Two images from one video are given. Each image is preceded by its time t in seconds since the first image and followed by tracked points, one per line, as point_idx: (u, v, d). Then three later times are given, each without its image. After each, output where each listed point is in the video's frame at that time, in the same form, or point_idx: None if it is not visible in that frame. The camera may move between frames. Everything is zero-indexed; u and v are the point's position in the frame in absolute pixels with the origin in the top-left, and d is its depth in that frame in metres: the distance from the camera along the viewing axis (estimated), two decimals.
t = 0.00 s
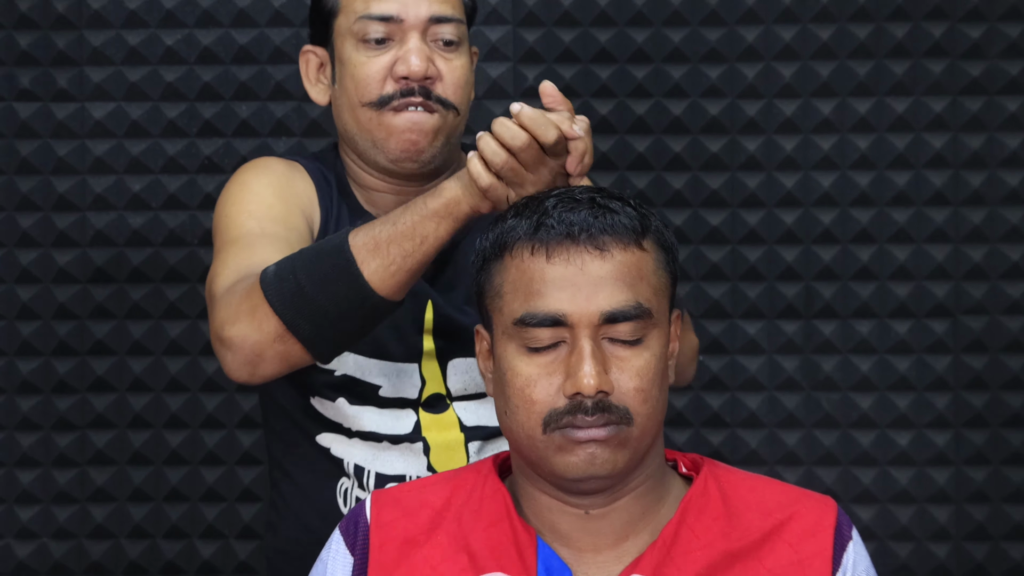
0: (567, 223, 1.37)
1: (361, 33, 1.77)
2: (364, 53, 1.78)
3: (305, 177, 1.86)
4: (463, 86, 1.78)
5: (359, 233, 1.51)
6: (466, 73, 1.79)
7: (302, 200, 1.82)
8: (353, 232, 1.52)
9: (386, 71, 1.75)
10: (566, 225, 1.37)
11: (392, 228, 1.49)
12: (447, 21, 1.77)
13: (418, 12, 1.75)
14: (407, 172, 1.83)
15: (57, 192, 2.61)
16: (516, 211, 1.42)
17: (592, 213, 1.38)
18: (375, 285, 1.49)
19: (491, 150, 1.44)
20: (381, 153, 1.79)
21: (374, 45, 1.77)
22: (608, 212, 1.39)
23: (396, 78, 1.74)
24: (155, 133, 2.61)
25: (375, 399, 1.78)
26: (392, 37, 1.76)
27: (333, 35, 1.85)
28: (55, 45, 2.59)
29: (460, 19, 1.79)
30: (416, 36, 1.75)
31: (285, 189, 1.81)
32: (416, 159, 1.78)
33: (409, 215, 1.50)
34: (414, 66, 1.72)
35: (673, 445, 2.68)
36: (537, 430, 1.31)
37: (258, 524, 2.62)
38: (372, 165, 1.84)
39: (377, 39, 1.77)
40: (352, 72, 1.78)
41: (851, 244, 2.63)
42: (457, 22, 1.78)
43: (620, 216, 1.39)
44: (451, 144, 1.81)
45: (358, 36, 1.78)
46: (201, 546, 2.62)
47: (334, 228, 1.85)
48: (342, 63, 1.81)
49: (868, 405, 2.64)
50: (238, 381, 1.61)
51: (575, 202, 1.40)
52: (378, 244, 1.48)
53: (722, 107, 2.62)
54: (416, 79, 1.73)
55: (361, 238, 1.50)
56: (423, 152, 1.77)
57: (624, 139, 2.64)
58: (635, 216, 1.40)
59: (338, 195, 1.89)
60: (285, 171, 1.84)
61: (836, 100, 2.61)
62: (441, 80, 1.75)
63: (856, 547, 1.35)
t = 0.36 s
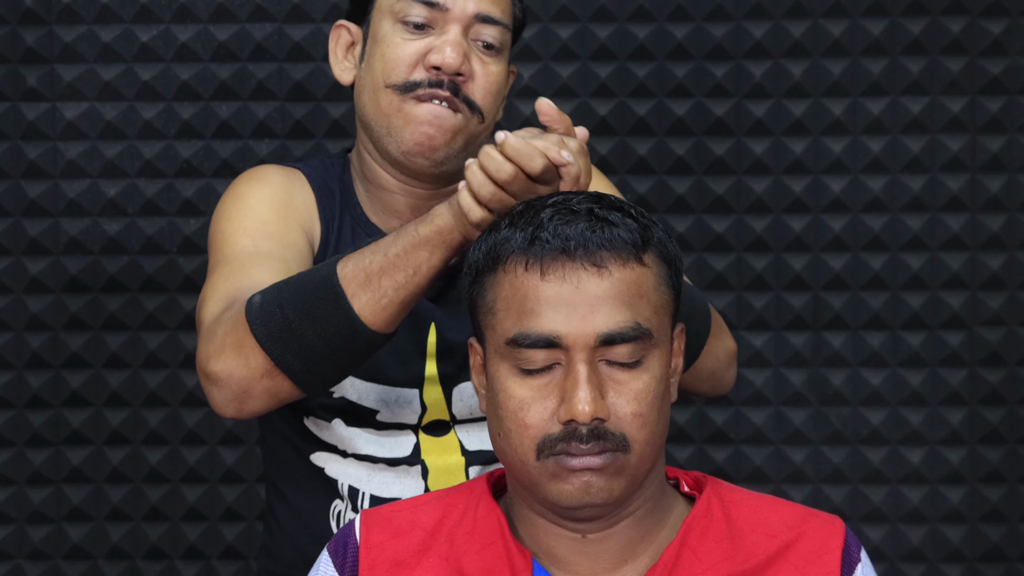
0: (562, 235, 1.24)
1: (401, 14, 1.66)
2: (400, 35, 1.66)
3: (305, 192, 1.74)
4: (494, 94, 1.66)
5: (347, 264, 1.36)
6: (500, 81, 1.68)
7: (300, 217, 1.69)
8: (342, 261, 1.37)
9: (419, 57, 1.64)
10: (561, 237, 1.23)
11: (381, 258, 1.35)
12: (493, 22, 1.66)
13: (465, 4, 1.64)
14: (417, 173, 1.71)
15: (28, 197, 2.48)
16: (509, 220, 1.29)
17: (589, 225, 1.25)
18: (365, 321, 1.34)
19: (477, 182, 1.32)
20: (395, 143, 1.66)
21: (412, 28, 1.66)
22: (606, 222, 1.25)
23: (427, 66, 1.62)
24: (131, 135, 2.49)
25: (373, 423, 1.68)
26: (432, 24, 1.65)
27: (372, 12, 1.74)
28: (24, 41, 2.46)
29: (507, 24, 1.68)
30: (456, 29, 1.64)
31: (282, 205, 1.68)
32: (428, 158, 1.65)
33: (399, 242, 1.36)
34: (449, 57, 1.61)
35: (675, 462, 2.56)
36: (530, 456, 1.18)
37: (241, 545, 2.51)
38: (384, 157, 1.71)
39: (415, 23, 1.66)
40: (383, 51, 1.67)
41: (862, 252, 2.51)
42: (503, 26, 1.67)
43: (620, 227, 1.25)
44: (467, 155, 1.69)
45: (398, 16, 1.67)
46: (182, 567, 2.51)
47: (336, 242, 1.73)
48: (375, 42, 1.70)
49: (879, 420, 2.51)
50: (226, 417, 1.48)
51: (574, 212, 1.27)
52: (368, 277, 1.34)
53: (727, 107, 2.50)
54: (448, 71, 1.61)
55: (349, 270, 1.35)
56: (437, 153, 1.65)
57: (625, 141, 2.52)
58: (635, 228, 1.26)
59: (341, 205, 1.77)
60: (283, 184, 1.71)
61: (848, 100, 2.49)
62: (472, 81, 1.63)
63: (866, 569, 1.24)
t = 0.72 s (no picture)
0: (570, 245, 1.23)
1: (429, 15, 1.64)
2: (426, 35, 1.64)
3: (318, 198, 1.74)
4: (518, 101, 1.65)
5: (349, 277, 1.39)
6: (524, 88, 1.67)
7: (313, 227, 1.70)
8: (345, 274, 1.40)
9: (444, 59, 1.62)
10: (568, 248, 1.23)
11: (382, 267, 1.38)
12: (520, 28, 1.65)
13: (494, 9, 1.62)
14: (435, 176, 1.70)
15: (30, 201, 2.48)
16: (517, 227, 1.29)
17: (598, 235, 1.25)
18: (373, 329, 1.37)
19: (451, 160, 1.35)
20: (415, 145, 1.65)
21: (439, 29, 1.64)
22: (614, 234, 1.25)
23: (453, 68, 1.61)
24: (133, 138, 2.49)
25: (383, 432, 1.68)
26: (460, 26, 1.63)
27: (399, 9, 1.72)
28: (25, 45, 2.47)
29: (534, 30, 1.67)
30: (484, 32, 1.62)
31: (295, 216, 1.68)
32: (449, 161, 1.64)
33: (398, 252, 1.38)
34: (475, 62, 1.60)
35: (676, 465, 2.56)
36: (535, 465, 1.18)
37: (243, 549, 2.52)
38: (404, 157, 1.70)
39: (443, 25, 1.64)
40: (408, 52, 1.65)
41: (864, 255, 2.50)
42: (530, 32, 1.66)
43: (628, 238, 1.25)
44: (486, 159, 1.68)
45: (425, 17, 1.65)
46: (183, 571, 2.51)
47: (347, 249, 1.73)
48: (400, 41, 1.68)
49: (881, 423, 2.51)
50: (238, 445, 1.50)
51: (582, 223, 1.26)
52: (371, 285, 1.37)
53: (729, 111, 2.50)
54: (473, 75, 1.60)
55: (352, 281, 1.38)
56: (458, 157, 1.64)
57: (626, 145, 2.52)
58: (643, 239, 1.26)
59: (353, 212, 1.77)
60: (297, 194, 1.72)
61: (850, 104, 2.49)
62: (497, 85, 1.63)
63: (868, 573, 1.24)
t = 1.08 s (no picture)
0: (578, 250, 1.22)
1: (447, 21, 1.61)
2: (443, 42, 1.61)
3: (333, 207, 1.73)
4: (535, 110, 1.61)
5: (361, 290, 1.37)
6: (543, 98, 1.62)
7: (330, 234, 1.69)
8: (358, 287, 1.38)
9: (461, 66, 1.58)
10: (576, 254, 1.21)
11: (393, 283, 1.35)
12: (539, 36, 1.60)
13: (513, 16, 1.58)
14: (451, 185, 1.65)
15: (33, 204, 2.48)
16: (524, 229, 1.27)
17: (606, 240, 1.23)
18: (381, 345, 1.36)
19: (473, 205, 1.31)
20: (430, 154, 1.60)
21: (457, 37, 1.61)
22: (622, 240, 1.23)
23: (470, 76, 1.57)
24: (136, 140, 2.48)
25: (396, 438, 1.67)
26: (478, 34, 1.60)
27: (420, 15, 1.69)
28: (28, 47, 2.47)
29: (554, 39, 1.63)
30: (502, 40, 1.58)
31: (311, 224, 1.68)
32: (464, 169, 1.59)
33: (411, 267, 1.36)
34: (491, 69, 1.55)
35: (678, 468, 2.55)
36: (539, 472, 1.18)
37: (245, 551, 2.52)
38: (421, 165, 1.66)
39: (461, 32, 1.60)
40: (425, 58, 1.62)
41: (867, 258, 2.50)
42: (550, 40, 1.62)
43: (636, 245, 1.23)
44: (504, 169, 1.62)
45: (444, 23, 1.62)
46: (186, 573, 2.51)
47: (362, 256, 1.72)
48: (418, 48, 1.65)
49: (884, 426, 2.51)
50: (250, 449, 1.50)
51: (591, 228, 1.25)
52: (381, 304, 1.35)
53: (732, 114, 2.50)
54: (490, 84, 1.56)
55: (362, 297, 1.36)
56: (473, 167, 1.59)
57: (629, 147, 2.52)
58: (651, 245, 1.24)
59: (368, 220, 1.75)
60: (314, 202, 1.72)
61: (852, 107, 2.49)
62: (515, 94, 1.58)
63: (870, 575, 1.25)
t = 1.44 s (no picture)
0: (579, 254, 1.20)
1: (475, 20, 1.60)
2: (471, 41, 1.60)
3: (360, 207, 1.72)
4: (564, 110, 1.60)
5: (377, 289, 1.38)
6: (572, 96, 1.61)
7: (355, 235, 1.69)
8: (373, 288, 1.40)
9: (488, 66, 1.57)
10: (577, 258, 1.20)
11: (409, 277, 1.37)
12: (568, 35, 1.58)
13: (540, 15, 1.57)
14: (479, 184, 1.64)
15: (32, 201, 2.48)
16: (525, 232, 1.25)
17: (607, 244, 1.21)
18: (399, 337, 1.36)
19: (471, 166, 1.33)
20: (458, 153, 1.59)
21: (485, 36, 1.59)
22: (623, 243, 1.22)
23: (496, 76, 1.56)
24: (136, 138, 2.48)
25: (417, 439, 1.66)
26: (505, 33, 1.58)
27: (450, 12, 1.68)
28: (28, 44, 2.47)
29: (584, 37, 1.61)
30: (530, 39, 1.57)
31: (336, 224, 1.68)
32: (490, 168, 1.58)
33: (424, 263, 1.38)
34: (517, 70, 1.54)
35: (679, 465, 2.55)
36: (541, 474, 1.17)
37: (246, 549, 2.52)
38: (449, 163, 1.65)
39: (489, 31, 1.59)
40: (453, 57, 1.60)
41: (867, 255, 2.50)
42: (579, 38, 1.60)
43: (637, 248, 1.22)
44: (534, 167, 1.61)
45: (471, 22, 1.60)
46: (186, 570, 2.51)
47: (384, 256, 1.71)
48: (447, 46, 1.64)
49: (884, 424, 2.51)
50: (269, 458, 1.51)
51: (592, 232, 1.23)
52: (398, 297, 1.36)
53: (732, 111, 2.49)
54: (516, 83, 1.55)
55: (378, 293, 1.38)
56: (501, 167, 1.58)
57: (629, 144, 2.52)
58: (652, 248, 1.23)
59: (392, 219, 1.73)
60: (341, 201, 1.71)
61: (853, 104, 2.48)
62: (542, 93, 1.57)
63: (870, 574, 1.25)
